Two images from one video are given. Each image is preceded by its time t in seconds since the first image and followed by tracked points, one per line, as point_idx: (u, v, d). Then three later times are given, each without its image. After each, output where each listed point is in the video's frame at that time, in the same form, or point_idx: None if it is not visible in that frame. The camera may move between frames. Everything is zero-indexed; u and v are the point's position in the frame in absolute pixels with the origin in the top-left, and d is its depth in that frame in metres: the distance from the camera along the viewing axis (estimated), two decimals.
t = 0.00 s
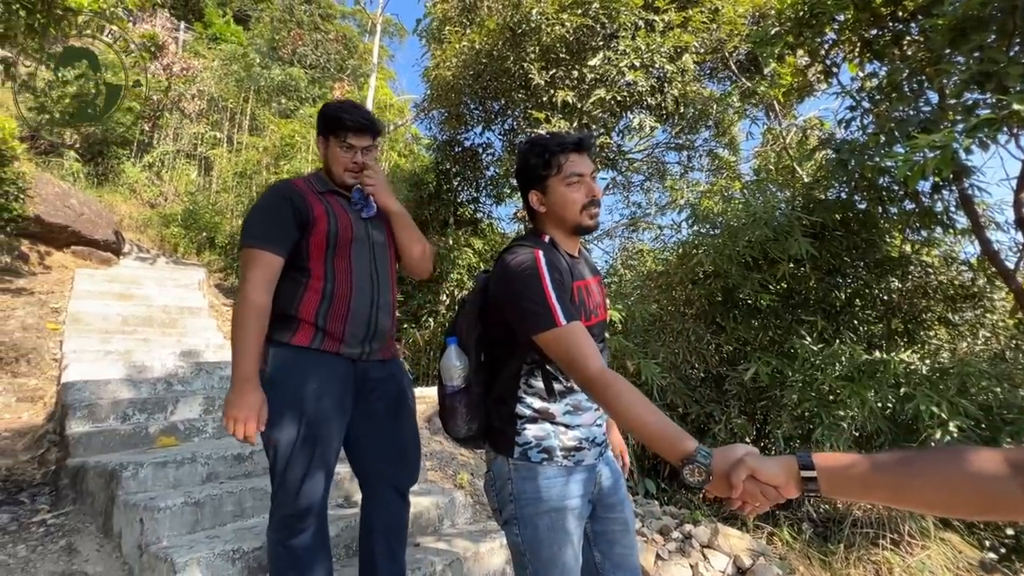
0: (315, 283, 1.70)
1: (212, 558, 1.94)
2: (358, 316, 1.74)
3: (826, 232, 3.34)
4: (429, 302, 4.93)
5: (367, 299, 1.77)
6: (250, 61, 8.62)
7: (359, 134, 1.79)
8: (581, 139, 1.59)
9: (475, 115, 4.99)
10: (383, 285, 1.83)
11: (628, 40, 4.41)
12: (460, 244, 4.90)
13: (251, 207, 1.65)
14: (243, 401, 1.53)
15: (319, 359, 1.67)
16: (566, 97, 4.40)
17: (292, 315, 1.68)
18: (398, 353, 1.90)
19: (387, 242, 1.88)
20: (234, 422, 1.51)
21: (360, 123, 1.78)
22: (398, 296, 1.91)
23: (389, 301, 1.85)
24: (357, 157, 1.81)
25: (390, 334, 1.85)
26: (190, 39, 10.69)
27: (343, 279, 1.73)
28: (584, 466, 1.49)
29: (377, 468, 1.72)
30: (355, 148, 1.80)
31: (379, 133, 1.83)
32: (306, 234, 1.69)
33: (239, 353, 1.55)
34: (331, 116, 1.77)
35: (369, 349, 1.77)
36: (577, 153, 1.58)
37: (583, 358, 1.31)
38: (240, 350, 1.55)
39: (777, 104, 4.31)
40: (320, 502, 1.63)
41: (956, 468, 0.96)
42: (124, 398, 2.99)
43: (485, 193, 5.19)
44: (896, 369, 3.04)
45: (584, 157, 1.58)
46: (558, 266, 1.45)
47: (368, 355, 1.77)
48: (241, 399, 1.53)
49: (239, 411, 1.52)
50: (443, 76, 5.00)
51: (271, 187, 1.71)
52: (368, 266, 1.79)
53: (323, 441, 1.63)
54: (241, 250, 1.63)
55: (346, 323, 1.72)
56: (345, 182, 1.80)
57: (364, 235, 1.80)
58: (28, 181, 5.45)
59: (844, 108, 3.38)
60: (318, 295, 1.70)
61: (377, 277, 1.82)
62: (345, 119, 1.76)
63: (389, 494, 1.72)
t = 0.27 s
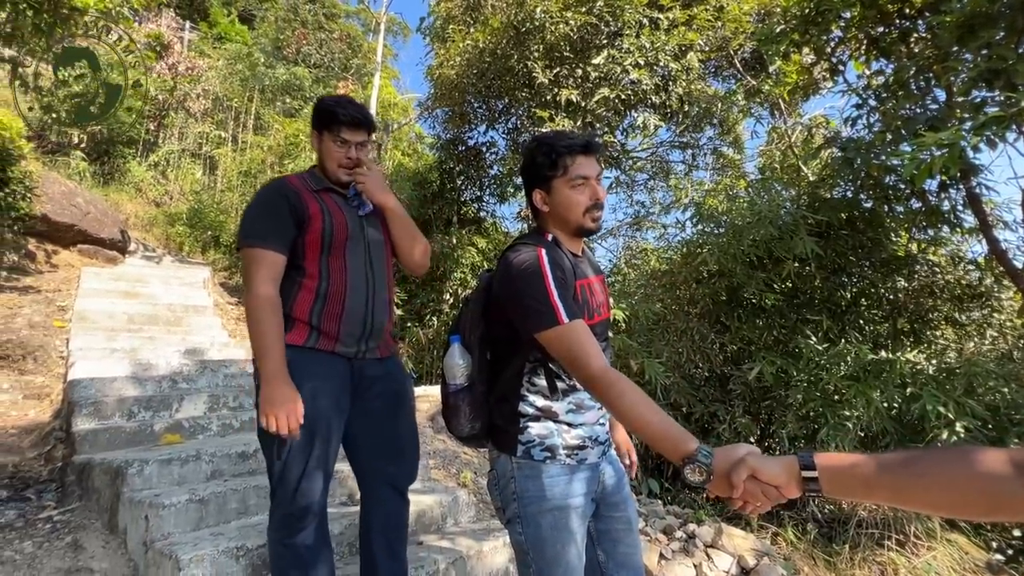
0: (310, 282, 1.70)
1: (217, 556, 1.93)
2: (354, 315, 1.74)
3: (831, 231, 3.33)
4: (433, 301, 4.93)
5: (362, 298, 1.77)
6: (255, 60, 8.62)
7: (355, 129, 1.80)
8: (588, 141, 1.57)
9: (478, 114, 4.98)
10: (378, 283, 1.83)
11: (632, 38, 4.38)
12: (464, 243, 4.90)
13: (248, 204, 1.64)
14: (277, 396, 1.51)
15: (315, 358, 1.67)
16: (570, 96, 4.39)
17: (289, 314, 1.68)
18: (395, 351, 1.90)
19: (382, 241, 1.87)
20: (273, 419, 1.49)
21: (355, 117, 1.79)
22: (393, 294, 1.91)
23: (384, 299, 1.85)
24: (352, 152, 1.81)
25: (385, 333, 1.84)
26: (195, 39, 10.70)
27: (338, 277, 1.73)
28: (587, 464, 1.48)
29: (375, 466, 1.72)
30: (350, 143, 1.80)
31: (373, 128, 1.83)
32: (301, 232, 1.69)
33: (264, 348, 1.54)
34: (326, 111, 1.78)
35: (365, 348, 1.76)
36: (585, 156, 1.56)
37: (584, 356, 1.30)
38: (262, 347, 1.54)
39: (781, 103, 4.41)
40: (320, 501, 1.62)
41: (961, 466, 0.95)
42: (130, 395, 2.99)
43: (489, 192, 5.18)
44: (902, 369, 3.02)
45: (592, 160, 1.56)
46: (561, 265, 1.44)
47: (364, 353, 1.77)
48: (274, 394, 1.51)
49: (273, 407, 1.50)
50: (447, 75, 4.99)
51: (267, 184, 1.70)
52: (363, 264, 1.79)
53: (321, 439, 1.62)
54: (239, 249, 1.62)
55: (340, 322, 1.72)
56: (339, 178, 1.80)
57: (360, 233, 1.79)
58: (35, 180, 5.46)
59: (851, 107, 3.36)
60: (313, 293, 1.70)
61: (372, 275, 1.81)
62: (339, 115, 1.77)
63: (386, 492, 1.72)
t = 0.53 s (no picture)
0: (312, 282, 1.69)
1: (221, 553, 1.93)
2: (356, 314, 1.74)
3: (836, 231, 3.31)
4: (436, 300, 4.92)
5: (365, 297, 1.77)
6: (259, 59, 8.60)
7: (358, 122, 1.80)
8: (585, 134, 1.58)
9: (482, 113, 4.98)
10: (380, 281, 1.82)
11: (636, 37, 4.36)
12: (467, 242, 4.89)
13: (250, 203, 1.64)
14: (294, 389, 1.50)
15: (316, 358, 1.66)
16: (573, 95, 4.38)
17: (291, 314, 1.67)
18: (398, 349, 1.91)
19: (384, 239, 1.86)
20: (292, 413, 1.50)
21: (359, 111, 1.80)
22: (395, 293, 1.91)
23: (387, 298, 1.84)
24: (355, 146, 1.80)
25: (387, 333, 1.84)
26: (199, 38, 10.72)
27: (341, 276, 1.72)
28: (591, 464, 1.47)
29: (376, 465, 1.72)
30: (353, 137, 1.79)
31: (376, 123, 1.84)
32: (304, 231, 1.68)
33: (277, 343, 1.53)
34: (330, 106, 1.79)
35: (367, 347, 1.76)
36: (583, 148, 1.57)
37: (588, 353, 1.29)
38: (276, 343, 1.53)
39: (786, 102, 4.40)
40: (323, 500, 1.62)
41: (966, 464, 0.94)
42: (134, 393, 2.99)
43: (492, 191, 5.17)
44: (907, 370, 3.01)
45: (590, 151, 1.57)
46: (564, 261, 1.43)
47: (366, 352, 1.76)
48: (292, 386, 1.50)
49: (293, 400, 1.49)
50: (450, 74, 4.98)
51: (269, 183, 1.69)
52: (366, 263, 1.78)
53: (324, 439, 1.62)
54: (242, 247, 1.61)
55: (343, 322, 1.71)
56: (344, 170, 1.79)
57: (362, 232, 1.79)
58: (40, 179, 5.48)
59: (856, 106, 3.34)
60: (315, 293, 1.69)
61: (375, 274, 1.81)
62: (343, 108, 1.78)
63: (387, 491, 1.71)
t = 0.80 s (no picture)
0: (334, 278, 1.69)
1: (226, 552, 1.93)
2: (375, 310, 1.74)
3: (841, 231, 3.30)
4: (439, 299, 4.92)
5: (383, 294, 1.77)
6: (263, 59, 8.61)
7: (377, 123, 1.79)
8: (592, 137, 1.57)
9: (485, 113, 4.98)
10: (398, 279, 1.83)
11: (640, 36, 4.35)
12: (470, 241, 4.88)
13: (273, 200, 1.63)
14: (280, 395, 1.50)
15: (335, 354, 1.66)
16: (577, 95, 4.37)
17: (311, 310, 1.66)
18: (412, 347, 1.91)
19: (402, 238, 1.87)
20: (274, 419, 1.48)
21: (378, 112, 1.80)
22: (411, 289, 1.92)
23: (404, 293, 1.85)
24: (375, 146, 1.80)
25: (404, 330, 1.85)
26: (203, 37, 10.74)
27: (362, 272, 1.73)
28: (597, 464, 1.47)
29: (388, 464, 1.71)
30: (373, 137, 1.79)
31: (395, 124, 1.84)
32: (328, 228, 1.68)
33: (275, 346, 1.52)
34: (349, 106, 1.78)
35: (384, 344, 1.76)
36: (591, 150, 1.57)
37: (594, 346, 1.29)
38: (273, 346, 1.52)
39: (791, 101, 4.39)
40: (334, 497, 1.61)
41: (972, 462, 0.94)
42: (140, 391, 3.00)
43: (495, 190, 5.16)
44: (913, 371, 3.00)
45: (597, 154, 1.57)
46: (571, 261, 1.43)
47: (383, 348, 1.76)
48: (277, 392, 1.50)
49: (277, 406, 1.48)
50: (454, 74, 4.98)
51: (293, 180, 1.68)
52: (385, 260, 1.79)
53: (337, 436, 1.62)
54: (264, 244, 1.60)
55: (363, 317, 1.71)
56: (365, 170, 1.79)
57: (383, 230, 1.79)
58: (46, 178, 5.49)
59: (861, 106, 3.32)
60: (338, 288, 1.69)
61: (393, 271, 1.82)
62: (363, 109, 1.77)
63: (399, 490, 1.71)
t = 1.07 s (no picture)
0: (351, 273, 1.69)
1: (230, 549, 1.93)
2: (391, 306, 1.75)
3: (845, 231, 3.29)
4: (441, 298, 4.92)
5: (399, 290, 1.78)
6: (267, 57, 8.61)
7: (397, 122, 1.82)
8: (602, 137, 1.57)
9: (489, 112, 4.98)
10: (413, 275, 1.84)
11: (644, 34, 4.33)
12: (472, 240, 4.87)
13: (296, 192, 1.63)
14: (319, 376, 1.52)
15: (349, 351, 1.66)
16: (581, 93, 4.36)
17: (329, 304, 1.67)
18: (425, 347, 1.90)
19: (417, 234, 1.88)
20: (308, 403, 1.51)
21: (399, 109, 1.81)
22: (425, 286, 1.92)
23: (419, 289, 1.86)
24: (394, 142, 1.82)
25: (418, 327, 1.85)
26: (206, 35, 10.74)
27: (379, 267, 1.74)
28: (601, 464, 1.46)
29: (395, 464, 1.71)
30: (393, 134, 1.81)
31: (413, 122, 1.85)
32: (348, 221, 1.68)
33: (307, 335, 1.54)
34: (372, 103, 1.79)
35: (400, 341, 1.76)
36: (600, 151, 1.56)
37: (597, 347, 1.28)
38: (305, 333, 1.54)
39: (795, 100, 4.37)
40: (342, 495, 1.61)
41: (977, 465, 0.93)
42: (144, 389, 3.00)
43: (498, 189, 5.16)
44: (918, 372, 2.98)
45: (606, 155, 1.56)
46: (575, 260, 1.43)
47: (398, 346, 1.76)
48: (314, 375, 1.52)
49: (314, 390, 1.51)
50: (457, 72, 4.96)
51: (314, 172, 1.68)
52: (402, 256, 1.80)
53: (349, 433, 1.62)
54: (286, 236, 1.60)
55: (379, 312, 1.72)
56: (384, 166, 1.81)
57: (401, 226, 1.80)
58: (50, 176, 5.50)
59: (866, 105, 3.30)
60: (355, 283, 1.69)
61: (409, 267, 1.82)
62: (385, 106, 1.79)
63: (406, 491, 1.70)
